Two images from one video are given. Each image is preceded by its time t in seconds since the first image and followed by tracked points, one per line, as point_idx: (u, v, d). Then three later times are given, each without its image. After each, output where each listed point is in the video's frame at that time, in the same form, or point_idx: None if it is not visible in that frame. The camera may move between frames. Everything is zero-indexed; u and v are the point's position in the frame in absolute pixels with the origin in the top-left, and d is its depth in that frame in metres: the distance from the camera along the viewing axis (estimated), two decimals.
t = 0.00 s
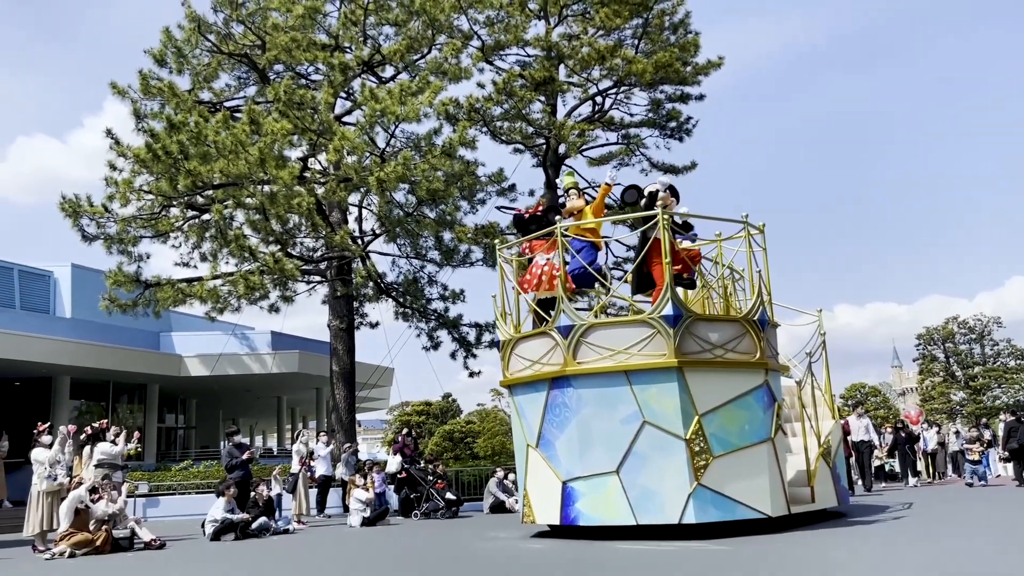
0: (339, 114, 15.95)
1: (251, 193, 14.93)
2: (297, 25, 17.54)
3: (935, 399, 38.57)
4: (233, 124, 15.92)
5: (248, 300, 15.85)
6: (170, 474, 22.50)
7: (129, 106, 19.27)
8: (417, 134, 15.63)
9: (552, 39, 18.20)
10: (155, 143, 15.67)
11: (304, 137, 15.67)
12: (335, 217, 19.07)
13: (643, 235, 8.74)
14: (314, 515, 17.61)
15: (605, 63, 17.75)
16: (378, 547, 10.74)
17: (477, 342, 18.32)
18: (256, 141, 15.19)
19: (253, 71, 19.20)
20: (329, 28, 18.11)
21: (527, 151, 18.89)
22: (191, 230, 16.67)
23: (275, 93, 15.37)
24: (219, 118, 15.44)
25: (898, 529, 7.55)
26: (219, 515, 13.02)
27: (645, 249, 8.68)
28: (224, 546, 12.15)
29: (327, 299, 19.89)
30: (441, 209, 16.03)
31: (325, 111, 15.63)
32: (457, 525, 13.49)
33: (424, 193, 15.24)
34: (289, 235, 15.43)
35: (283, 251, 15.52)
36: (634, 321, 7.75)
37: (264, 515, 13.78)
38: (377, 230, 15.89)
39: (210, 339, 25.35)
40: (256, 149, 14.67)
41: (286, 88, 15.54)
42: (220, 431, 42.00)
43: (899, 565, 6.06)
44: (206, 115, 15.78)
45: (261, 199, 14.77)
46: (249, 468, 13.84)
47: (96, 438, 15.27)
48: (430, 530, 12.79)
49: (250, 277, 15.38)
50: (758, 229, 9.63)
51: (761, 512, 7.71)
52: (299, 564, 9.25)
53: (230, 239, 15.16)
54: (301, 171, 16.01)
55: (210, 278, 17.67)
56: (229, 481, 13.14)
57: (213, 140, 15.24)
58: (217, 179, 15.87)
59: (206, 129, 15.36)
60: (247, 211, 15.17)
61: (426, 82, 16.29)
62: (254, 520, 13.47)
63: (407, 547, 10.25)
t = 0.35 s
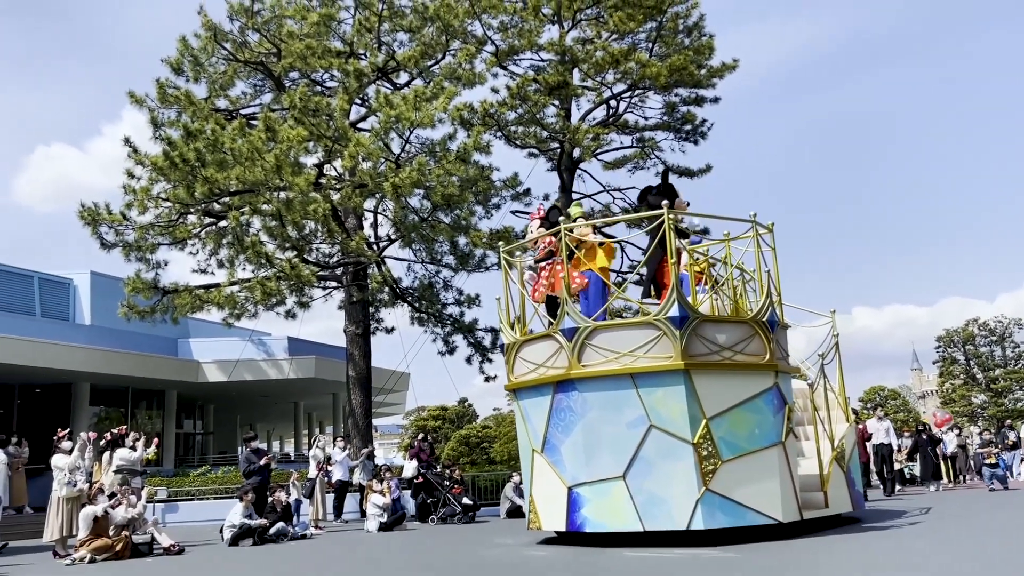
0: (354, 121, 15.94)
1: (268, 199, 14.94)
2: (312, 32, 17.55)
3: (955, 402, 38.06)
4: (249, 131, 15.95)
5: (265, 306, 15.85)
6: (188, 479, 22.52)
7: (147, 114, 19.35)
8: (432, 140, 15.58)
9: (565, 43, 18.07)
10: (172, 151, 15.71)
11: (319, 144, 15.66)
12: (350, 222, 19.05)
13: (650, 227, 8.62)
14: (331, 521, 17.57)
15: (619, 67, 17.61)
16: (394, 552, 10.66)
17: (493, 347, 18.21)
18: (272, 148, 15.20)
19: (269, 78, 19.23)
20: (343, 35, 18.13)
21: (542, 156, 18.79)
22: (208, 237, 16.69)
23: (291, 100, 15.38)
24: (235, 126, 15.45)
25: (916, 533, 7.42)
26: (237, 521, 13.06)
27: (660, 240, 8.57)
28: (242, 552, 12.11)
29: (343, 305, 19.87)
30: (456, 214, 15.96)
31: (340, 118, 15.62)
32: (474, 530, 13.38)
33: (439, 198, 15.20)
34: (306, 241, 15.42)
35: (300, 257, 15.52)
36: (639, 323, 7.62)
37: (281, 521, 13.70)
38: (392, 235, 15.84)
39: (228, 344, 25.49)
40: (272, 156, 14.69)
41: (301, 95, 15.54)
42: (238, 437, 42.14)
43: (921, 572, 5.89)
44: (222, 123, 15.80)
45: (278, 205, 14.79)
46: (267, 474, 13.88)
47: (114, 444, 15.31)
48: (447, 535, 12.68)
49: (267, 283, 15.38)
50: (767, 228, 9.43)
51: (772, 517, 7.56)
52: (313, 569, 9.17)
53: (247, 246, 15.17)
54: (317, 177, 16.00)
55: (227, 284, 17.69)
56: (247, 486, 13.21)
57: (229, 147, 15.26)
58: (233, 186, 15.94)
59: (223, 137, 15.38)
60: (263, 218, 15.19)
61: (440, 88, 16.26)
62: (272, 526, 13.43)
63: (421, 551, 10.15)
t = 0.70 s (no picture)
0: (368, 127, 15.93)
1: (283, 206, 14.96)
2: (326, 39, 17.60)
3: (975, 406, 37.55)
4: (265, 138, 15.98)
5: (280, 312, 15.84)
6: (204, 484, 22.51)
7: (163, 123, 19.44)
8: (446, 145, 15.54)
9: (578, 47, 17.98)
10: (188, 158, 15.76)
11: (334, 150, 15.66)
12: (365, 228, 19.03)
13: (655, 228, 8.52)
14: (348, 526, 17.53)
15: (632, 70, 17.48)
16: (408, 557, 10.59)
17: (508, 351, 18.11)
18: (287, 155, 15.21)
19: (283, 86, 19.28)
20: (357, 43, 18.15)
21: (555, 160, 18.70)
22: (224, 243, 16.71)
23: (305, 108, 15.38)
24: (250, 133, 15.47)
25: (933, 538, 7.26)
26: (254, 526, 12.96)
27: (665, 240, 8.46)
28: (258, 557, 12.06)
29: (358, 311, 19.85)
30: (470, 219, 15.90)
31: (354, 124, 15.61)
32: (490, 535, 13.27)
33: (453, 204, 15.15)
34: (321, 247, 15.42)
35: (315, 263, 15.51)
36: (644, 326, 7.51)
37: (298, 526, 13.65)
38: (407, 241, 15.79)
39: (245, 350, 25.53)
40: (286, 163, 14.70)
41: (316, 102, 15.54)
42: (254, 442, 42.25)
43: None
44: (238, 131, 15.83)
45: (293, 212, 14.80)
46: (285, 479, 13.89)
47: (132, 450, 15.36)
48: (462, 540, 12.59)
49: (283, 289, 15.39)
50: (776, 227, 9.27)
51: (781, 523, 7.41)
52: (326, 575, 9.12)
53: (262, 252, 15.19)
54: (332, 184, 15.99)
55: (243, 290, 17.73)
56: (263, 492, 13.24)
57: (245, 155, 15.30)
58: (248, 193, 15.99)
59: (238, 144, 15.41)
60: (279, 224, 15.21)
61: (454, 94, 16.22)
62: (289, 531, 13.41)
63: (435, 556, 10.08)
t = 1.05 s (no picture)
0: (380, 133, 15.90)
1: (296, 212, 14.96)
2: (338, 46, 17.61)
3: (993, 409, 37.06)
4: (277, 145, 15.98)
5: (294, 318, 15.83)
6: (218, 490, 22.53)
7: (177, 131, 19.52)
8: (458, 151, 15.48)
9: (590, 52, 17.89)
10: (202, 166, 15.80)
11: (346, 156, 15.64)
12: (378, 234, 18.99)
13: (658, 229, 8.41)
14: (362, 531, 17.47)
15: (644, 74, 17.36)
16: (419, 562, 10.51)
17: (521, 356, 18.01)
18: (300, 162, 15.19)
19: (296, 93, 19.30)
20: (369, 49, 18.14)
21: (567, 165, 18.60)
22: (238, 250, 16.71)
23: (318, 114, 15.37)
24: (263, 140, 15.47)
25: (947, 543, 7.12)
26: (269, 532, 12.95)
27: (669, 240, 8.36)
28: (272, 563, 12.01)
29: (371, 316, 19.81)
30: (482, 224, 15.83)
31: (367, 130, 15.59)
32: (502, 540, 13.15)
33: (465, 209, 15.09)
34: (334, 253, 15.40)
35: (328, 269, 15.49)
36: (645, 328, 7.41)
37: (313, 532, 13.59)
38: (419, 246, 15.73)
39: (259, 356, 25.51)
40: (299, 169, 14.69)
41: (328, 109, 15.52)
42: (268, 448, 42.32)
43: None
44: (251, 138, 15.82)
45: (306, 218, 14.80)
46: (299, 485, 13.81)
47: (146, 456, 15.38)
48: (475, 545, 12.48)
49: (296, 295, 15.38)
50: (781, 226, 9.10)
51: (788, 529, 7.29)
52: None
53: (276, 258, 15.19)
54: (344, 190, 15.97)
55: (256, 297, 17.73)
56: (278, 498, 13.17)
57: (258, 162, 15.30)
58: (262, 200, 16.01)
59: (251, 151, 15.43)
60: (292, 230, 15.22)
61: (465, 99, 16.17)
62: (303, 537, 13.34)
63: (445, 562, 9.99)
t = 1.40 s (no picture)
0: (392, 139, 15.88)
1: (308, 219, 14.96)
2: (349, 53, 17.62)
3: (1011, 412, 36.62)
4: (289, 152, 15.99)
5: (307, 324, 15.81)
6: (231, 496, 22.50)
7: (190, 138, 19.59)
8: (469, 156, 15.44)
9: (600, 56, 17.82)
10: (214, 173, 15.85)
11: (358, 163, 15.63)
12: (389, 239, 18.96)
13: (659, 229, 8.30)
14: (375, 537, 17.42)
15: (654, 78, 17.27)
16: (429, 568, 10.43)
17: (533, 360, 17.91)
18: (312, 169, 15.17)
19: (307, 100, 19.32)
20: (380, 55, 18.14)
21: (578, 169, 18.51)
22: (250, 257, 16.69)
23: (329, 121, 15.35)
24: (275, 147, 15.47)
25: (959, 549, 6.96)
26: (282, 537, 12.96)
27: (669, 241, 8.28)
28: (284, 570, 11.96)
29: (383, 321, 19.78)
30: (493, 229, 15.77)
31: (378, 136, 15.58)
32: (515, 546, 13.04)
33: (476, 214, 15.04)
34: (346, 259, 15.39)
35: (340, 275, 15.48)
36: (646, 330, 7.30)
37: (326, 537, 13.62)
38: (431, 252, 15.69)
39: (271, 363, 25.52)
40: (311, 176, 14.68)
41: (339, 115, 15.52)
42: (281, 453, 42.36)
43: None
44: (263, 145, 15.82)
45: (318, 224, 14.80)
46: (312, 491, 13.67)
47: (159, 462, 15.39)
48: (487, 551, 12.38)
49: (309, 301, 15.37)
50: (787, 226, 8.86)
51: (793, 534, 7.16)
52: None
53: (288, 265, 15.19)
54: (355, 196, 15.95)
55: (268, 303, 17.74)
56: (290, 504, 13.06)
57: (269, 169, 15.30)
58: (274, 207, 16.01)
59: (263, 158, 15.44)
60: (303, 237, 15.24)
61: (475, 104, 16.12)
62: (316, 542, 13.28)
63: (454, 568, 9.91)
